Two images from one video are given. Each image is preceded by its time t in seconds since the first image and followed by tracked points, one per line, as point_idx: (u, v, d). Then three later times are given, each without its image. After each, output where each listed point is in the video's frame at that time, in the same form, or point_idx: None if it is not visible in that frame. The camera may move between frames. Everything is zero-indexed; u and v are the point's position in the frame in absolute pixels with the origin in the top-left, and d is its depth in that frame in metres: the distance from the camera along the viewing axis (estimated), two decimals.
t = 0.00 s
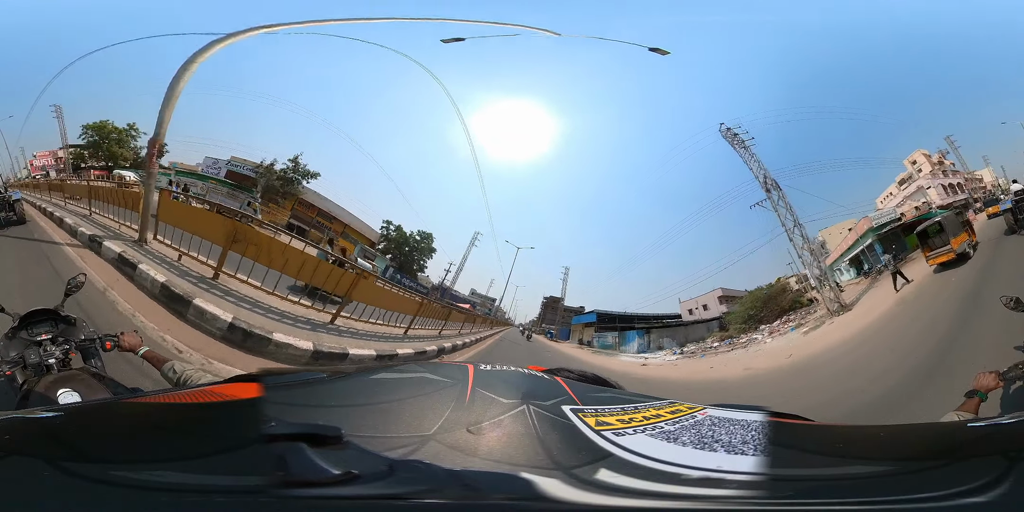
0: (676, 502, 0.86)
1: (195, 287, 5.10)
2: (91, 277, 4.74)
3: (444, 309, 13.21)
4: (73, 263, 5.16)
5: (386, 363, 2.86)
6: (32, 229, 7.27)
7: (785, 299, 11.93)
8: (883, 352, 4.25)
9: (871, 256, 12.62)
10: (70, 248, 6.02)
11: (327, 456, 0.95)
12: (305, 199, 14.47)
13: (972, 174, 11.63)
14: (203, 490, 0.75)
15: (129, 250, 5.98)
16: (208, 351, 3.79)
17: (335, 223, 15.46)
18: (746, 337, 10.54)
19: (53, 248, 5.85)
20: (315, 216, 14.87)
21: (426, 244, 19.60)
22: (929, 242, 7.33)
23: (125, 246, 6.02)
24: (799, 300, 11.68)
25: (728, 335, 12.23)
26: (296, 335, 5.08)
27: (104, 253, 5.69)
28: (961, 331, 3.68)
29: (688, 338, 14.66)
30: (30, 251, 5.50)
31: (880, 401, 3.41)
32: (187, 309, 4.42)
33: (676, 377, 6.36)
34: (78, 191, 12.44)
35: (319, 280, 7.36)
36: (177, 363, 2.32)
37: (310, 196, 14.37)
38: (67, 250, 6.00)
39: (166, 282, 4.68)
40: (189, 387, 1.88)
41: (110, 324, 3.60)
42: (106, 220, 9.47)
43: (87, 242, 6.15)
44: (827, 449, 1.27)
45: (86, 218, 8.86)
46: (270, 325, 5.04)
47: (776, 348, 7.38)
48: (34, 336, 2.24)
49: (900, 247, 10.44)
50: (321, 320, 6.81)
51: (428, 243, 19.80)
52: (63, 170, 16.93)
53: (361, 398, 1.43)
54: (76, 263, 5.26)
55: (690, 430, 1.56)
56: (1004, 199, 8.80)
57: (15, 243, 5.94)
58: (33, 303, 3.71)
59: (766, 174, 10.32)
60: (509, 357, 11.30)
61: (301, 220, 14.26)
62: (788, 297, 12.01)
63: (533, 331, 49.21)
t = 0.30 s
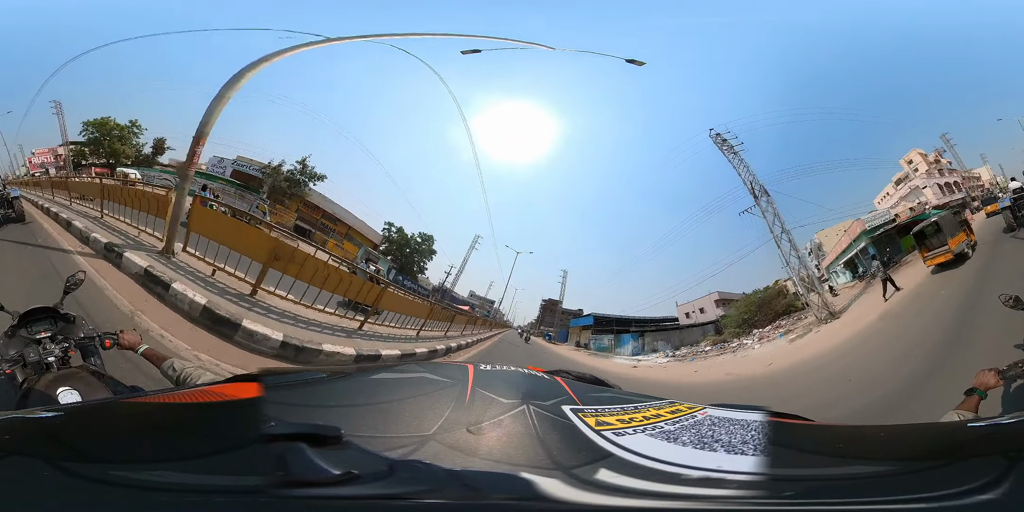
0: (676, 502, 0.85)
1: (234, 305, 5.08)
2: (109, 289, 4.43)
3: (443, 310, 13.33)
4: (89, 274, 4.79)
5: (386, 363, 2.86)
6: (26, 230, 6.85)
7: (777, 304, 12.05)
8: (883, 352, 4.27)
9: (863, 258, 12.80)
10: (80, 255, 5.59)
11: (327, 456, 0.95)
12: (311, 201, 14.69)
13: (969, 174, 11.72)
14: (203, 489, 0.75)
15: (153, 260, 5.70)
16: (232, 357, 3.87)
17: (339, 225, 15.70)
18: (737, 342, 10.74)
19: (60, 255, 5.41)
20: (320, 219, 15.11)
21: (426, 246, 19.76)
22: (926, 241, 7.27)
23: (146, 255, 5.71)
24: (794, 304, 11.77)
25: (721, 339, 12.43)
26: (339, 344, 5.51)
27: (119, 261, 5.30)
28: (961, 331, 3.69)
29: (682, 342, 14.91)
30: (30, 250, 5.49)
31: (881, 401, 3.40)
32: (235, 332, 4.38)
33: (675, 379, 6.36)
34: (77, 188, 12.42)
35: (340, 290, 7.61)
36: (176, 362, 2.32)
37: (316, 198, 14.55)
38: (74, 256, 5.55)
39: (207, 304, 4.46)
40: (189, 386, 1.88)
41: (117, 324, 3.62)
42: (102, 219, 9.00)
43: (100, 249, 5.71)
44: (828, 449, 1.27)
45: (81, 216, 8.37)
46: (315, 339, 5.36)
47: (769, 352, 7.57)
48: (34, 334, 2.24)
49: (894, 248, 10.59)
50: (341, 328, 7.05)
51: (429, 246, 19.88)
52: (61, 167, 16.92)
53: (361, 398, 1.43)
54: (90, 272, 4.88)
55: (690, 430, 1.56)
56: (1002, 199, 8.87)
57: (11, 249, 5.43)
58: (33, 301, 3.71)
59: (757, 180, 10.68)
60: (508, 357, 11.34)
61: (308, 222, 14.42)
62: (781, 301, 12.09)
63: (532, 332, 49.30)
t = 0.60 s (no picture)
0: (676, 502, 0.86)
1: (279, 323, 5.34)
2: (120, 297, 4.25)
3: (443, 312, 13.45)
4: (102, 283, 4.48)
5: (386, 363, 2.87)
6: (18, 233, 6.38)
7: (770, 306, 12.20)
8: (883, 352, 4.29)
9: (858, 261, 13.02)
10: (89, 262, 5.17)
11: (327, 456, 0.95)
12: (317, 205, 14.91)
13: (968, 172, 11.76)
14: (203, 490, 0.75)
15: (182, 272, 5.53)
16: (239, 359, 3.89)
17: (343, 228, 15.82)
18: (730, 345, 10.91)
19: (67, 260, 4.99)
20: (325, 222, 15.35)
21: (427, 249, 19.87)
22: (924, 241, 7.23)
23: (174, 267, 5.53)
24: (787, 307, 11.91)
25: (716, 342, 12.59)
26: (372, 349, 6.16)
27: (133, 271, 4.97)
28: (960, 331, 3.71)
29: (679, 343, 14.94)
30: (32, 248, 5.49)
31: (883, 400, 3.40)
32: (289, 352, 4.73)
33: (674, 380, 6.38)
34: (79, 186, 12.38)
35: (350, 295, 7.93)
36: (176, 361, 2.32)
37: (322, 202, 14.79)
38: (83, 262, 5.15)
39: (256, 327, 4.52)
40: (188, 385, 1.88)
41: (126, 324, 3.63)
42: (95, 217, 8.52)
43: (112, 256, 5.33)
44: (828, 449, 1.27)
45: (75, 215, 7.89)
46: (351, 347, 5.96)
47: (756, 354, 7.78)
48: (34, 332, 2.24)
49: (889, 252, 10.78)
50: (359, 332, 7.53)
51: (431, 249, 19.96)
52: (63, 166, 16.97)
53: (361, 398, 1.43)
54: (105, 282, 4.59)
55: (690, 430, 1.56)
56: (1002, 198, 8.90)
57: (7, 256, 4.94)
58: (33, 300, 3.72)
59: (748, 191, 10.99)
60: (508, 358, 11.42)
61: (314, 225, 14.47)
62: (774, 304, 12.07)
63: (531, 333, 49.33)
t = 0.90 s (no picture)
0: (677, 502, 0.85)
1: (310, 334, 5.69)
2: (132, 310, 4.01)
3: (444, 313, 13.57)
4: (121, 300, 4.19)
5: (386, 363, 2.86)
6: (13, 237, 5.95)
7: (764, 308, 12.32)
8: (883, 350, 4.31)
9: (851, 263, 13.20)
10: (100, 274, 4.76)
11: (327, 456, 0.95)
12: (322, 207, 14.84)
13: (965, 172, 11.83)
14: (204, 490, 0.75)
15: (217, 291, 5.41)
16: (242, 361, 3.90)
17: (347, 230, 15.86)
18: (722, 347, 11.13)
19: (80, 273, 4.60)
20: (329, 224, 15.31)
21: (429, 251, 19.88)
22: (921, 241, 7.23)
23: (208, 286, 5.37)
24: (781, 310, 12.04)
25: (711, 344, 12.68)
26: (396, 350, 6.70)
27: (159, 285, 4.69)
28: (961, 330, 3.73)
29: (674, 344, 15.01)
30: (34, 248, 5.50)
31: (884, 400, 3.39)
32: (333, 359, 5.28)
33: (674, 381, 6.40)
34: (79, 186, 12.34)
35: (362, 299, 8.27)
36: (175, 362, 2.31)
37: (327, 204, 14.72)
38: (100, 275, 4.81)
39: (306, 344, 4.93)
40: (188, 386, 1.88)
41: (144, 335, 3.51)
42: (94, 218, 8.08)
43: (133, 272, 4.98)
44: (828, 449, 1.27)
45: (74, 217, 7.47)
46: (381, 350, 6.69)
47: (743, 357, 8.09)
48: (33, 332, 2.24)
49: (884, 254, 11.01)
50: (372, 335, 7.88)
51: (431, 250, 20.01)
52: (62, 165, 16.98)
53: (361, 397, 1.43)
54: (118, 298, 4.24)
55: (690, 430, 1.56)
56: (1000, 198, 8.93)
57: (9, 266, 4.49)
58: (33, 299, 3.72)
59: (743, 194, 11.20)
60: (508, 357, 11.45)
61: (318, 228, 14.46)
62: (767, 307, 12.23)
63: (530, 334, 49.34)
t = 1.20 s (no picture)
0: (676, 502, 0.85)
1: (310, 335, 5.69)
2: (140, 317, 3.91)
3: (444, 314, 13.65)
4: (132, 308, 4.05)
5: (386, 363, 2.86)
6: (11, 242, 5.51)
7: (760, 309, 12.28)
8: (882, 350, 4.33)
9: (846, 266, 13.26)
10: (104, 278, 4.61)
11: (327, 456, 0.95)
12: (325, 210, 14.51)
13: (963, 172, 11.87)
14: (205, 490, 0.75)
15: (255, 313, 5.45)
16: (247, 362, 3.91)
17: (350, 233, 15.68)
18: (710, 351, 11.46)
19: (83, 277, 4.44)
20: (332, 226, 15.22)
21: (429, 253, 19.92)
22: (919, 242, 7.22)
23: (245, 308, 5.41)
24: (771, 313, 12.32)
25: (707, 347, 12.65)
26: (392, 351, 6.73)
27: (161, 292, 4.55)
28: (960, 328, 3.75)
29: (668, 345, 14.92)
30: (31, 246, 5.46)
31: (885, 399, 3.38)
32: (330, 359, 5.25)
33: (674, 381, 6.40)
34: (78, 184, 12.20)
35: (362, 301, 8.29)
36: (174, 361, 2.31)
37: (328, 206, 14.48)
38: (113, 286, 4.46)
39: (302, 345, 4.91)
40: (187, 385, 1.88)
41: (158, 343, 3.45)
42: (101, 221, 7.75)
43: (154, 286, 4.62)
44: (828, 449, 1.27)
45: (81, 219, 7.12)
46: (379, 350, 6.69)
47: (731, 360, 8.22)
48: (32, 331, 2.24)
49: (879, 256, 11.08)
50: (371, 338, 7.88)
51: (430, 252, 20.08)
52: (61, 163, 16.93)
53: (361, 398, 1.43)
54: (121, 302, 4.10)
55: (690, 430, 1.56)
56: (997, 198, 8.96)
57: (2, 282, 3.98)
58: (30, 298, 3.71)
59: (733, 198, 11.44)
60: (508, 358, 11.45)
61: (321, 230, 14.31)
62: (761, 310, 11.82)
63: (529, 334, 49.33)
